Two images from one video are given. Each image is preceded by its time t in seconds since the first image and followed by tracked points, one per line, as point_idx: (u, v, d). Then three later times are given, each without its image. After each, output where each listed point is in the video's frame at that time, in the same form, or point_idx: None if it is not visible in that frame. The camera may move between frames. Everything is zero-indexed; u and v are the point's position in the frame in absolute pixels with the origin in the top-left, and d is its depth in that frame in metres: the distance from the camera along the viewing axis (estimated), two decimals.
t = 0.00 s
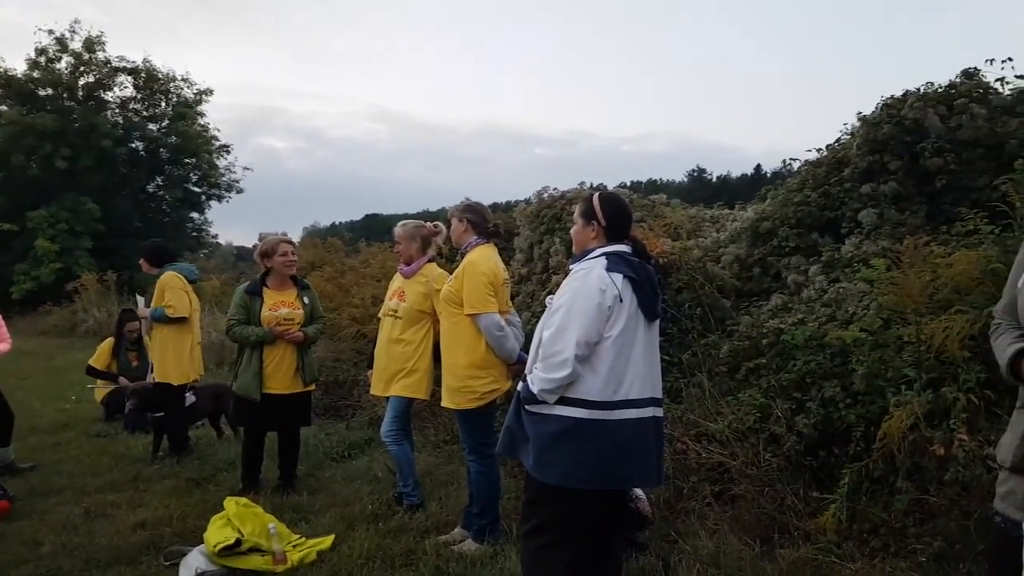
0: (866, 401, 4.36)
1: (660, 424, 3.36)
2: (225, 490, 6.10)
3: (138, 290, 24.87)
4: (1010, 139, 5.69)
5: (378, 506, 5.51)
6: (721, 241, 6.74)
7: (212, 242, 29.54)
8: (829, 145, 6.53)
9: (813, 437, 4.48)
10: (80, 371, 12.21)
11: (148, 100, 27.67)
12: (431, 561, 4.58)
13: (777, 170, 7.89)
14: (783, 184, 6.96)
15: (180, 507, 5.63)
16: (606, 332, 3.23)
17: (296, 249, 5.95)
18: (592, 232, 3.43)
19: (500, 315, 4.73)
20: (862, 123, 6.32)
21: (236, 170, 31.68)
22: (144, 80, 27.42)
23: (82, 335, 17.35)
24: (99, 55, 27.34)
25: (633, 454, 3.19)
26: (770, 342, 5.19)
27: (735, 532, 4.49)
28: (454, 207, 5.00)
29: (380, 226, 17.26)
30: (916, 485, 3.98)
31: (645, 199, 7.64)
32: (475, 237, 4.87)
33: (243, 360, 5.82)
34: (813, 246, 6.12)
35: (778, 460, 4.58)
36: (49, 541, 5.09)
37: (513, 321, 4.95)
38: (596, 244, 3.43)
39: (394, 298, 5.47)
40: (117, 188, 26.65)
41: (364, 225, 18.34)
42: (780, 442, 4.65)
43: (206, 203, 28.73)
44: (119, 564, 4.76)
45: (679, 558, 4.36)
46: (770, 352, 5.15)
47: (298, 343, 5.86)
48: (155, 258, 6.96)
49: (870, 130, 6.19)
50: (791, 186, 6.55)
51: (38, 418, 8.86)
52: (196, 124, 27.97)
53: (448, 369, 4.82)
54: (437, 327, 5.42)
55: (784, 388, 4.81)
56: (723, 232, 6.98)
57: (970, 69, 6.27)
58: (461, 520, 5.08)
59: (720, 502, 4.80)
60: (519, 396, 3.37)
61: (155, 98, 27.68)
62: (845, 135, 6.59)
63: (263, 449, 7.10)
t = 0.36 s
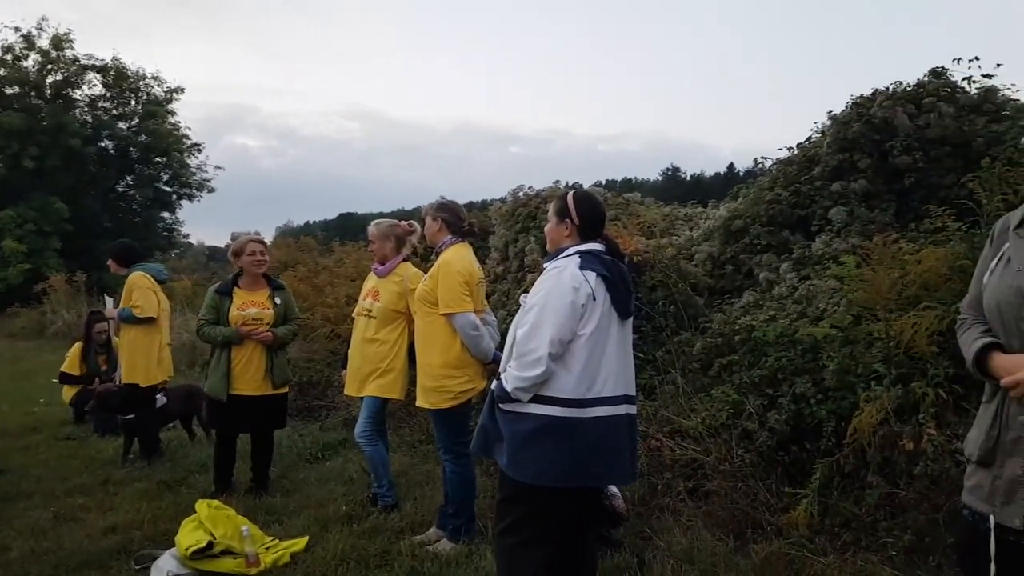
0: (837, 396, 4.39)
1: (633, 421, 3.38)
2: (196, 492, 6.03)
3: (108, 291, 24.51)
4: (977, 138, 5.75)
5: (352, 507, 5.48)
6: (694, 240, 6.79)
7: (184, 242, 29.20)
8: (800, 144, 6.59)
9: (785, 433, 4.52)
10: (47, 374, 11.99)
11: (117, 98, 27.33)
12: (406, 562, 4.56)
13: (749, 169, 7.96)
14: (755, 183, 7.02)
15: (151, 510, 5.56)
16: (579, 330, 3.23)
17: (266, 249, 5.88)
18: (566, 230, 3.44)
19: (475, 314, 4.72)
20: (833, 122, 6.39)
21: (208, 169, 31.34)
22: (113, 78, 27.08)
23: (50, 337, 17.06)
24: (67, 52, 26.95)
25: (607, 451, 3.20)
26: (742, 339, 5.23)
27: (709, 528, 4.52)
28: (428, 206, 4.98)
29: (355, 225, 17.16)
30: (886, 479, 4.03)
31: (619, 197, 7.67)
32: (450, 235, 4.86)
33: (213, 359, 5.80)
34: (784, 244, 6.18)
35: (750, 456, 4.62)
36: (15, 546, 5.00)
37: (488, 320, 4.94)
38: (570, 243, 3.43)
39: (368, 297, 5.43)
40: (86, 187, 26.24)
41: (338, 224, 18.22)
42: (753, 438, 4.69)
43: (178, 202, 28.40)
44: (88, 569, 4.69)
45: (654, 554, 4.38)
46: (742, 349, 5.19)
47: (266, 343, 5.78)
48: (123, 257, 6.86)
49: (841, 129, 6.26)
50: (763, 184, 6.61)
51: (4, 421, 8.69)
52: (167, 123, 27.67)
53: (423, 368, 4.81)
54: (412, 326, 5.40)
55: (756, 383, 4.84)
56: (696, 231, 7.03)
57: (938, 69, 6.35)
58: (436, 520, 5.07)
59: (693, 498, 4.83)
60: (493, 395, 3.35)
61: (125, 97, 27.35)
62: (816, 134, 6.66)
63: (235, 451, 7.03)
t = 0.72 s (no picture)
0: (806, 392, 4.45)
1: (605, 419, 3.39)
2: (165, 496, 5.95)
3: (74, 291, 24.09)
4: (941, 138, 5.84)
5: (323, 509, 5.44)
6: (666, 239, 6.84)
7: (152, 241, 28.80)
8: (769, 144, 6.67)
9: (754, 429, 4.57)
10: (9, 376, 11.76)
11: (83, 95, 26.93)
12: (378, 563, 4.54)
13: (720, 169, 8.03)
14: (725, 183, 7.09)
15: (118, 514, 5.47)
16: (553, 329, 3.24)
17: (231, 248, 5.80)
18: (540, 229, 3.44)
19: (448, 313, 4.71)
20: (801, 122, 6.47)
21: (176, 168, 30.96)
22: (79, 74, 26.69)
23: (13, 339, 16.73)
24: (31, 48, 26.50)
25: (579, 450, 3.21)
26: (713, 337, 5.27)
27: (680, 525, 4.55)
28: (401, 205, 4.96)
29: (327, 224, 17.03)
30: (854, 475, 4.09)
31: (592, 197, 7.70)
32: (423, 234, 4.84)
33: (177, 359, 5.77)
34: (754, 243, 6.25)
35: (721, 452, 4.66)
36: None
37: (461, 319, 4.93)
38: (543, 241, 3.44)
39: (340, 297, 5.40)
40: (51, 185, 25.78)
41: (309, 223, 18.10)
42: (723, 434, 4.73)
43: (146, 201, 28.02)
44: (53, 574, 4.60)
45: (626, 551, 4.40)
46: (713, 347, 5.24)
47: (225, 343, 5.69)
48: (89, 256, 6.76)
49: (809, 129, 6.34)
50: (733, 184, 6.67)
51: None
52: (134, 121, 27.30)
53: (396, 368, 4.78)
54: (384, 326, 5.37)
55: (726, 381, 4.88)
56: (667, 230, 7.08)
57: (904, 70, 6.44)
58: (408, 521, 5.05)
59: (665, 495, 4.86)
60: (466, 395, 3.34)
61: (91, 93, 26.95)
62: (785, 134, 6.74)
63: (204, 453, 6.95)
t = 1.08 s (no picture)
0: (769, 391, 4.50)
1: (573, 418, 3.39)
2: (124, 494, 5.84)
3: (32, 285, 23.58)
4: (905, 142, 5.93)
5: (287, 508, 5.38)
6: (635, 239, 6.88)
7: (114, 236, 28.29)
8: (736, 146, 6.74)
9: (719, 427, 4.61)
10: None
11: (44, 85, 26.39)
12: (342, 562, 4.50)
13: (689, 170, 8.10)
14: (693, 183, 7.15)
15: (75, 513, 5.36)
16: (522, 328, 3.23)
17: (193, 242, 5.71)
18: (510, 226, 3.43)
19: (417, 311, 4.68)
20: (768, 124, 6.54)
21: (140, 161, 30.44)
22: (40, 64, 26.15)
23: None
24: None
25: (546, 448, 3.21)
26: (680, 336, 5.31)
27: (645, 522, 4.57)
28: (370, 201, 4.92)
29: (294, 219, 16.84)
30: (816, 472, 4.14)
31: (562, 195, 7.71)
32: (392, 231, 4.80)
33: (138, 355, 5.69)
34: (721, 243, 6.31)
35: (686, 450, 4.69)
36: None
37: (430, 317, 4.90)
38: (513, 239, 3.43)
39: (306, 293, 5.34)
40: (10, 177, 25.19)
41: (275, 218, 17.91)
42: (688, 432, 4.77)
43: (108, 195, 27.52)
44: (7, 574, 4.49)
45: (591, 548, 4.42)
46: (680, 345, 5.27)
47: (185, 339, 5.60)
48: (50, 249, 6.61)
49: (776, 131, 6.40)
50: (702, 185, 6.73)
51: None
52: (97, 112, 26.80)
53: (363, 366, 4.74)
54: (351, 323, 5.32)
55: (692, 379, 4.92)
56: (636, 230, 7.12)
57: (870, 74, 6.54)
58: (373, 520, 5.02)
59: (631, 492, 4.87)
60: (433, 393, 3.32)
61: (52, 84, 26.42)
62: (752, 136, 6.81)
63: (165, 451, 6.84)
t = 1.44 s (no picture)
0: (737, 386, 4.55)
1: (544, 413, 3.39)
2: (88, 492, 5.75)
3: None
4: (872, 140, 6.00)
5: (254, 506, 5.33)
6: (606, 235, 6.91)
7: (78, 230, 27.78)
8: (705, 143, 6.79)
9: (688, 422, 4.64)
10: None
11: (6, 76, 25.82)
12: (310, 560, 4.47)
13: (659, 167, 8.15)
14: (664, 180, 7.19)
15: (37, 512, 5.26)
16: (493, 323, 3.23)
17: (159, 236, 5.62)
18: (481, 222, 3.42)
19: (388, 306, 4.65)
20: (737, 122, 6.59)
21: (105, 154, 29.92)
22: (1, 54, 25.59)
23: None
24: None
25: (516, 443, 3.21)
26: (650, 331, 5.33)
27: (615, 516, 4.59)
28: (340, 195, 4.88)
29: (263, 214, 16.70)
30: (783, 466, 4.19)
31: (534, 191, 7.72)
32: (363, 226, 4.77)
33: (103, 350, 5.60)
34: (690, 240, 6.35)
35: (655, 444, 4.72)
36: None
37: (401, 312, 4.87)
38: (485, 235, 3.42)
39: (274, 289, 5.28)
40: None
41: (244, 212, 17.72)
42: (658, 427, 4.80)
43: (73, 188, 27.02)
44: None
45: (561, 543, 4.43)
46: (649, 341, 5.30)
47: (151, 334, 5.52)
48: (12, 243, 6.47)
49: (745, 129, 6.45)
50: (672, 182, 6.77)
51: None
52: (61, 104, 26.29)
53: (332, 362, 4.70)
54: (319, 319, 5.28)
55: (661, 374, 4.95)
56: (607, 226, 7.15)
57: (837, 73, 6.60)
58: (342, 517, 4.99)
59: (601, 487, 4.89)
60: (403, 389, 3.30)
61: (14, 75, 25.87)
62: (722, 134, 6.86)
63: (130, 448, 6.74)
